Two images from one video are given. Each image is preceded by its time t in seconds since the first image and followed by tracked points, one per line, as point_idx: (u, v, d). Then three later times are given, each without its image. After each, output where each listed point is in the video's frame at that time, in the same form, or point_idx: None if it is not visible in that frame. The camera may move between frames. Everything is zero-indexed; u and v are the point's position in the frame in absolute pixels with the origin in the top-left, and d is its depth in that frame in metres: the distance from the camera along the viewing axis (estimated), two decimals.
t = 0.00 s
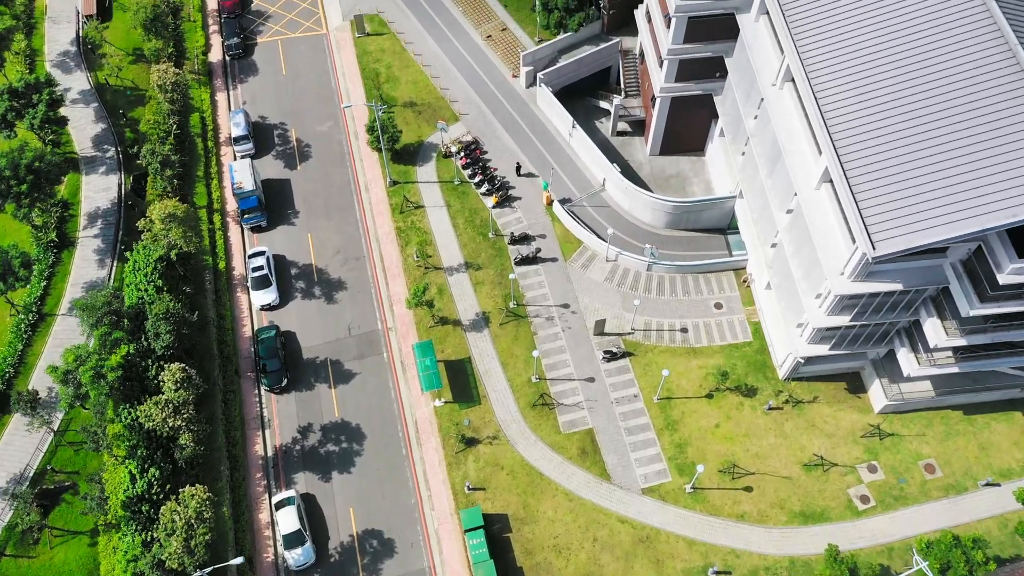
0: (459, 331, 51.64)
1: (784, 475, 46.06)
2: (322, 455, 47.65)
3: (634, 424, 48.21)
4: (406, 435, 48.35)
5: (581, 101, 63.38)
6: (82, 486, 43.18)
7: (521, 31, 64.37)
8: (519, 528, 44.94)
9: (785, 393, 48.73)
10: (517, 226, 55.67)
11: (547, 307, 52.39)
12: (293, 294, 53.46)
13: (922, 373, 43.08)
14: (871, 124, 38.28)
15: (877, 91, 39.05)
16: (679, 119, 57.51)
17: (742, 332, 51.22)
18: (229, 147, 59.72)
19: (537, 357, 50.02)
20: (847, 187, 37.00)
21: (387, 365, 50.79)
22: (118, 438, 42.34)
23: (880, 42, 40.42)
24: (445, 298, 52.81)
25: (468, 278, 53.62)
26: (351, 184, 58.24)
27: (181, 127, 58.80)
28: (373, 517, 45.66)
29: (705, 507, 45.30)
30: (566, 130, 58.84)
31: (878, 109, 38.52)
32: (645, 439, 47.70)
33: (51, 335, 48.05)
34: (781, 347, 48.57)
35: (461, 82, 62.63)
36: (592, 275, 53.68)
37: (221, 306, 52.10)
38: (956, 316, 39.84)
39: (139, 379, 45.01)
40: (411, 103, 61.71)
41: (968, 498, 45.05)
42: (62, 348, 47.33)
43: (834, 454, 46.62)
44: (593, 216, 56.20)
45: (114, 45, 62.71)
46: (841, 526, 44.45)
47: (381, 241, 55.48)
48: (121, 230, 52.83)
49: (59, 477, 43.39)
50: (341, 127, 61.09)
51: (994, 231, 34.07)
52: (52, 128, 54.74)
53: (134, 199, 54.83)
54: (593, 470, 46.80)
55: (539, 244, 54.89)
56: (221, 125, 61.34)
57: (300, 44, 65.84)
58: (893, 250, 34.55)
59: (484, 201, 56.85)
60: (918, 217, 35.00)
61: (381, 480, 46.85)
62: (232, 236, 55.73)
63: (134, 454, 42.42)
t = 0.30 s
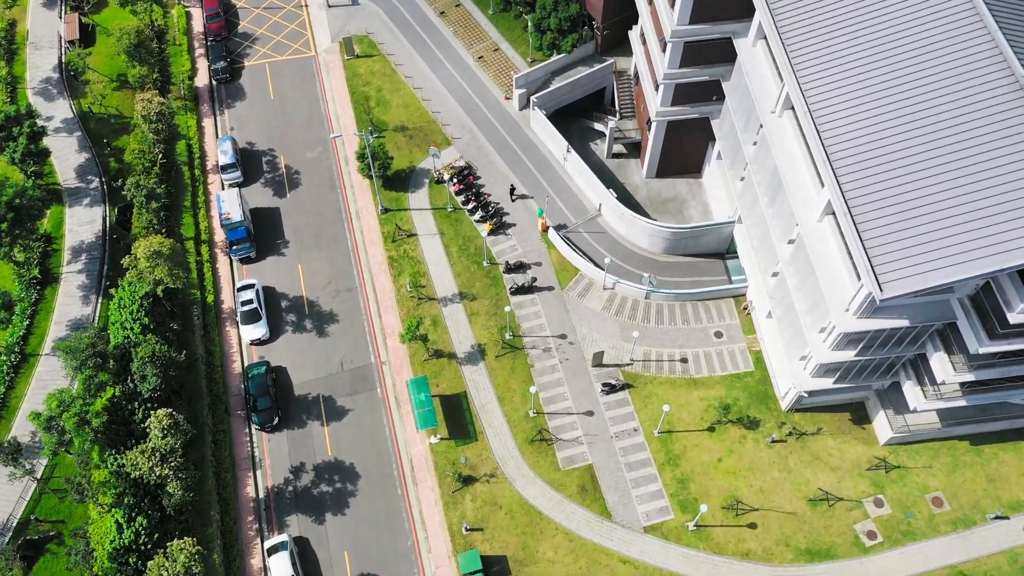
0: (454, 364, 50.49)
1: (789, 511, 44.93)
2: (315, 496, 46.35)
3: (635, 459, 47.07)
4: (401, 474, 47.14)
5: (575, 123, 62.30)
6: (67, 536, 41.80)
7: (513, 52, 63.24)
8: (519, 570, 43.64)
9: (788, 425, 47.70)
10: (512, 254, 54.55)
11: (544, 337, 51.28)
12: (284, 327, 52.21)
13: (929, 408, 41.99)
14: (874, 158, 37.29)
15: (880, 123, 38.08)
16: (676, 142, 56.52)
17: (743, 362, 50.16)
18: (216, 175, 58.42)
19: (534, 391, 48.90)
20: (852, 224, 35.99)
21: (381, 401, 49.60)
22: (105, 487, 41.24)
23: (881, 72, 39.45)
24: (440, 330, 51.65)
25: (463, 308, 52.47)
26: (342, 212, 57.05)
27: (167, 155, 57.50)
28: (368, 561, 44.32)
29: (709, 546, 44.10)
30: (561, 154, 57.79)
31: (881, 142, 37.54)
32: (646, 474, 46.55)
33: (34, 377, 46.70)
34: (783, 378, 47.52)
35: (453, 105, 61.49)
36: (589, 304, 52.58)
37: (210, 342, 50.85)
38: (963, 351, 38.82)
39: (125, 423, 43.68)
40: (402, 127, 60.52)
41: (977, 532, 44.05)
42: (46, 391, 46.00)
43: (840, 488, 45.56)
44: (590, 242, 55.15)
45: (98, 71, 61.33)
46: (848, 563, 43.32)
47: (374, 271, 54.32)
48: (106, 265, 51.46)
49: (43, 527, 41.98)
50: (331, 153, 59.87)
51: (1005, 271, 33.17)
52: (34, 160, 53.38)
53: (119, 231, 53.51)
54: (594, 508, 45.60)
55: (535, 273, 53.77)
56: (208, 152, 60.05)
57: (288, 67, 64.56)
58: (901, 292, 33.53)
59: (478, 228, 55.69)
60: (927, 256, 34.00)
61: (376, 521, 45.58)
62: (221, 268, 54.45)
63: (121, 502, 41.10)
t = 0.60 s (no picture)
0: (449, 399, 49.30)
1: (794, 548, 43.82)
2: (308, 540, 45.01)
3: (635, 495, 45.94)
4: (396, 515, 45.89)
5: (568, 146, 61.22)
6: None
7: (504, 73, 62.08)
8: None
9: (790, 457, 46.69)
10: (506, 283, 53.41)
11: (540, 370, 50.15)
12: (274, 363, 50.92)
13: (936, 442, 41.04)
14: (877, 192, 36.27)
15: (882, 156, 37.01)
16: (671, 166, 55.52)
17: (744, 392, 49.15)
18: (202, 206, 57.08)
19: (531, 426, 47.79)
20: (856, 263, 34.95)
21: (374, 438, 48.38)
22: (89, 539, 40.12)
23: (881, 101, 38.33)
24: (433, 364, 50.46)
25: (457, 340, 51.28)
26: (331, 242, 55.81)
27: (150, 186, 56.16)
28: None
29: None
30: (554, 179, 56.72)
31: (884, 177, 36.49)
32: (647, 511, 45.40)
33: (16, 422, 45.35)
34: (786, 410, 46.52)
35: (443, 129, 60.32)
36: (585, 334, 51.50)
37: (197, 381, 49.48)
38: (970, 387, 37.90)
39: (110, 472, 42.36)
40: (391, 153, 59.29)
41: (986, 566, 43.03)
42: (28, 438, 44.72)
43: (845, 523, 44.51)
44: (585, 269, 54.09)
45: (78, 99, 59.90)
46: None
47: (365, 302, 53.12)
48: (88, 302, 50.07)
49: None
50: (319, 180, 58.61)
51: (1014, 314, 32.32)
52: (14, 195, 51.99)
53: (102, 267, 52.18)
54: (594, 547, 44.39)
55: (530, 302, 52.65)
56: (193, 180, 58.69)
57: (274, 92, 63.26)
58: (909, 336, 32.53)
59: (471, 257, 54.54)
60: (935, 297, 33.02)
61: (370, 565, 44.25)
62: (207, 302, 53.11)
63: (106, 556, 39.95)
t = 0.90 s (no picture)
0: (443, 436, 48.10)
1: None
2: None
3: (636, 532, 44.77)
4: (392, 558, 44.53)
5: (560, 169, 60.13)
6: None
7: (494, 95, 60.99)
8: None
9: (794, 490, 45.69)
10: (500, 313, 52.26)
11: (536, 403, 49.01)
12: (263, 402, 49.60)
13: (943, 477, 40.00)
14: (881, 229, 35.23)
15: (885, 190, 35.93)
16: (666, 190, 54.52)
17: (745, 423, 48.15)
18: (187, 238, 55.74)
19: (528, 463, 46.64)
20: (862, 303, 33.88)
21: (368, 478, 47.11)
22: None
23: (883, 132, 37.19)
24: (427, 400, 49.25)
25: (451, 374, 50.09)
26: (320, 273, 54.58)
27: (134, 219, 54.80)
28: None
29: None
30: (547, 205, 55.65)
31: (888, 212, 35.44)
32: (649, 549, 44.24)
33: None
34: (788, 443, 45.48)
35: (433, 154, 59.15)
36: (582, 365, 50.43)
37: (184, 422, 48.13)
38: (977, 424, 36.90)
39: (94, 525, 40.93)
40: (380, 180, 58.05)
41: None
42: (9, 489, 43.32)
43: (852, 558, 43.43)
44: (581, 298, 53.09)
45: (58, 129, 58.47)
46: None
47: (356, 336, 51.91)
48: (71, 343, 48.66)
49: None
50: (307, 209, 57.34)
51: None
52: None
53: (84, 305, 50.73)
54: None
55: (525, 333, 51.52)
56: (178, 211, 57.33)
57: (259, 117, 61.96)
58: (919, 382, 31.51)
59: (463, 286, 53.40)
60: (943, 341, 32.06)
61: None
62: (194, 338, 51.77)
63: None
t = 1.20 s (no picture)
0: (440, 474, 46.86)
1: None
2: None
3: (639, 572, 43.55)
4: None
5: (553, 193, 59.04)
6: None
7: (484, 118, 59.90)
8: None
9: (799, 525, 44.69)
10: (495, 345, 51.14)
11: (534, 438, 47.85)
12: (253, 442, 48.27)
13: (953, 514, 38.95)
14: (886, 267, 34.13)
15: (889, 227, 34.86)
16: (662, 215, 53.53)
17: (747, 455, 47.16)
18: (173, 271, 54.36)
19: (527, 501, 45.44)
20: (869, 345, 32.78)
21: (362, 519, 45.79)
22: None
23: (885, 164, 36.10)
24: (422, 438, 48.03)
25: (446, 410, 48.91)
26: (310, 306, 53.32)
27: (117, 253, 53.42)
28: None
29: None
30: (541, 232, 54.53)
31: (893, 249, 34.35)
32: None
33: None
34: (793, 477, 44.45)
35: (424, 181, 57.95)
36: (579, 398, 49.34)
37: (172, 466, 46.73)
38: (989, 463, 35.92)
39: None
40: (370, 208, 56.79)
41: None
42: None
43: None
44: (577, 327, 52.07)
45: (38, 161, 57.08)
46: None
47: (348, 371, 50.68)
48: (54, 386, 47.27)
49: None
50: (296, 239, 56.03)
51: None
52: None
53: (67, 345, 49.33)
54: None
55: (520, 366, 50.39)
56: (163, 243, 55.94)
57: (245, 144, 60.63)
58: (931, 431, 30.46)
59: (457, 317, 52.25)
60: (955, 387, 31.04)
61: None
62: (182, 377, 50.40)
63: None
